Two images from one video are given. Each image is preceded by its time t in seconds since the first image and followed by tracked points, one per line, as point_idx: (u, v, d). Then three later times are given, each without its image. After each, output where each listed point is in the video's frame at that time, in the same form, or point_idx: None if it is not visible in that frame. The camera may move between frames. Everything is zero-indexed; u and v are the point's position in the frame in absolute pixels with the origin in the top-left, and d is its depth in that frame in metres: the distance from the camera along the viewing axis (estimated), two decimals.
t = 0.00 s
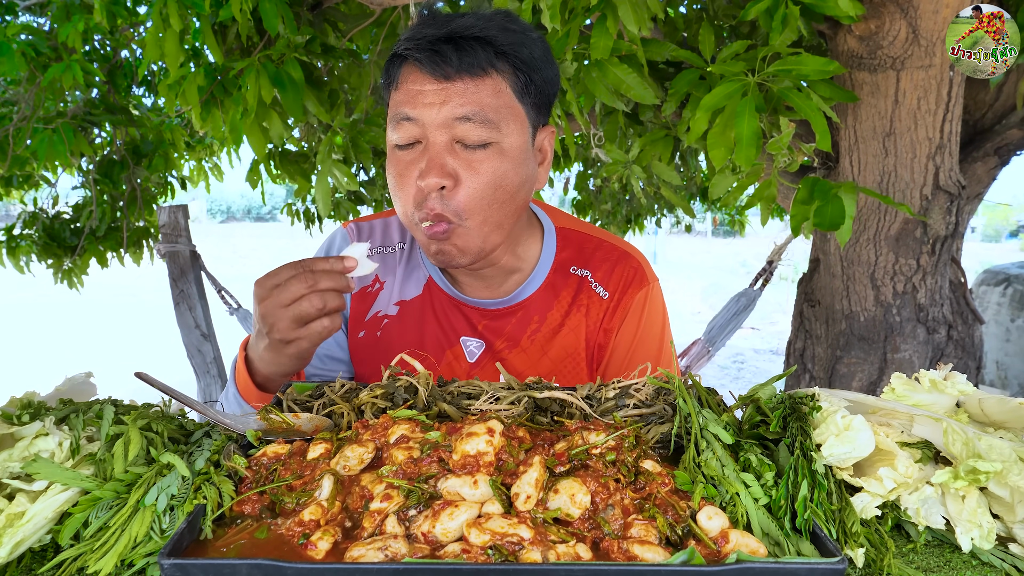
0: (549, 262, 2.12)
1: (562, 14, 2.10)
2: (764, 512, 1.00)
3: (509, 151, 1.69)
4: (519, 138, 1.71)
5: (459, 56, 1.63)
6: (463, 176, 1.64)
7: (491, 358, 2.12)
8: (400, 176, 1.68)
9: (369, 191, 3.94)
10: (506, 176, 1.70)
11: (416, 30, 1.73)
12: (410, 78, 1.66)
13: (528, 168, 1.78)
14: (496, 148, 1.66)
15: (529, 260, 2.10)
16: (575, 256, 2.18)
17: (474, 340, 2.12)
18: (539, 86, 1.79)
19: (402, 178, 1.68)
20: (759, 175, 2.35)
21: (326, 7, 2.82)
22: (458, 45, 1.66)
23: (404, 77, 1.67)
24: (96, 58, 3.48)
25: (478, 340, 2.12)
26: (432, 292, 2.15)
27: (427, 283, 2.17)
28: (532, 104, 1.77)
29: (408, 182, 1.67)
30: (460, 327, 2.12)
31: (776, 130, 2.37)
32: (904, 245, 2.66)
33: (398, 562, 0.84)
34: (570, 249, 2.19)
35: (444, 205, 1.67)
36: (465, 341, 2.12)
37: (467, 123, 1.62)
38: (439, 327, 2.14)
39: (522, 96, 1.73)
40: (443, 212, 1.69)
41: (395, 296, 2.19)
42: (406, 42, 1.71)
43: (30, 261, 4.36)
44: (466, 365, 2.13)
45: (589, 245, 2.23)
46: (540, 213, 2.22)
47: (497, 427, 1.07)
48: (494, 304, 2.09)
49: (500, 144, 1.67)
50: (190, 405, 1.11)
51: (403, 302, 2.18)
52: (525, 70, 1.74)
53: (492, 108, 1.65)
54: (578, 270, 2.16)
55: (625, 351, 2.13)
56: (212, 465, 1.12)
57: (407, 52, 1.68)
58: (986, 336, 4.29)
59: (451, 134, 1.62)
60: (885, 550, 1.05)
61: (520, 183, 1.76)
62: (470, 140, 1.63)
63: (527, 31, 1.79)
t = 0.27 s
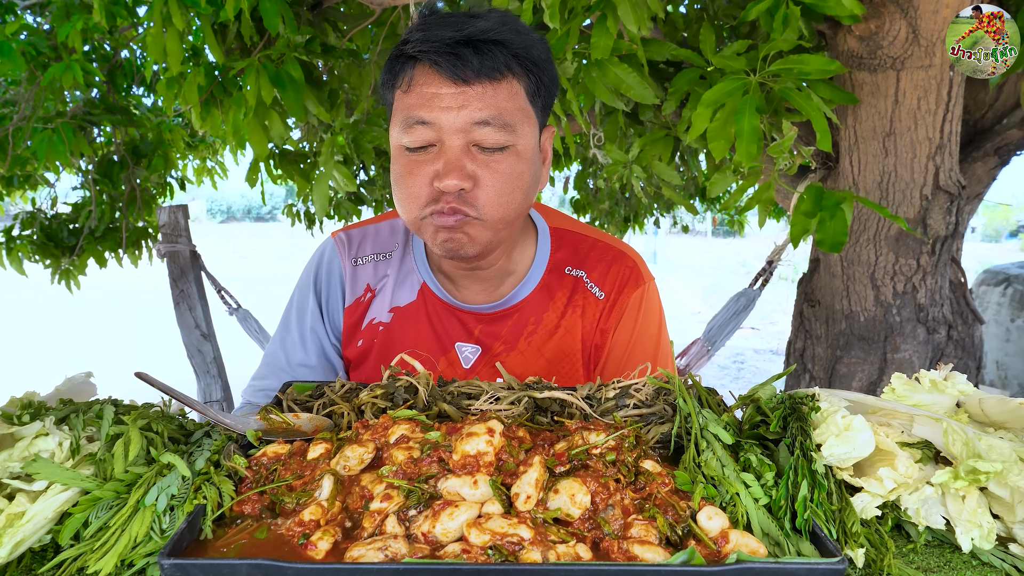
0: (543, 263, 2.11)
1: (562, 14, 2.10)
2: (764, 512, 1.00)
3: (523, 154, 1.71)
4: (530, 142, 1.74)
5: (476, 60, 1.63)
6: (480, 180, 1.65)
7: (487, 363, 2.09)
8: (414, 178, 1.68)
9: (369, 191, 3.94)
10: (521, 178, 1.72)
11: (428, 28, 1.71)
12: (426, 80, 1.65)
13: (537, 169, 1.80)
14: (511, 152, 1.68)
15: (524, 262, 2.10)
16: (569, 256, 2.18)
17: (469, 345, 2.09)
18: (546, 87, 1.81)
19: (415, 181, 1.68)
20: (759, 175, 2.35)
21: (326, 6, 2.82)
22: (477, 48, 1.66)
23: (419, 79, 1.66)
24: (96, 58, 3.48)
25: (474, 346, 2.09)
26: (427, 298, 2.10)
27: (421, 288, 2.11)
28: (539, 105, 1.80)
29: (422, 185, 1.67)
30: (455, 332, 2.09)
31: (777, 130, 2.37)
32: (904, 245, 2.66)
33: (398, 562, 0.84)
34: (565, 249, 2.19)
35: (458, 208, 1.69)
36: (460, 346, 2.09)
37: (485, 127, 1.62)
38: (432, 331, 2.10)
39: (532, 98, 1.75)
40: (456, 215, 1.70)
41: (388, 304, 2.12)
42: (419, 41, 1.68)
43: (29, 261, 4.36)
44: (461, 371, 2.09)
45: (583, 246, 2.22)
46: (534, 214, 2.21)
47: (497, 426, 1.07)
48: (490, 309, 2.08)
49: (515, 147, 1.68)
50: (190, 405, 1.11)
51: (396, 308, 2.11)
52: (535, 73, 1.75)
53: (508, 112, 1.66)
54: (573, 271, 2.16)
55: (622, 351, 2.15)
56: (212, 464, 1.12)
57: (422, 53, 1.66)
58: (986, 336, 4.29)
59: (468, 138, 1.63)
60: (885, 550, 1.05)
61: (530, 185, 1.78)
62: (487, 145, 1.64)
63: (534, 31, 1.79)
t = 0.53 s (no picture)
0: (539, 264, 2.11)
1: (562, 14, 2.10)
2: (764, 512, 1.00)
3: (523, 148, 1.71)
4: (530, 136, 1.74)
5: (478, 53, 1.63)
6: (480, 175, 1.65)
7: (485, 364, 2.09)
8: (415, 173, 1.67)
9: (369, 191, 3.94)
10: (520, 173, 1.71)
11: (427, 23, 1.71)
12: (425, 74, 1.64)
13: (536, 165, 1.80)
14: (512, 145, 1.68)
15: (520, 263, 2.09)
16: (565, 257, 2.18)
17: (467, 347, 2.09)
18: (543, 84, 1.82)
19: (416, 176, 1.67)
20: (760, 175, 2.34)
21: (326, 7, 2.81)
22: (477, 42, 1.65)
23: (418, 73, 1.65)
24: (96, 58, 3.48)
25: (471, 348, 2.09)
26: (424, 300, 2.10)
27: (419, 291, 2.10)
28: (537, 102, 1.80)
29: (423, 180, 1.66)
30: (452, 334, 2.09)
31: (777, 130, 2.37)
32: (904, 244, 2.66)
33: (398, 562, 0.84)
34: (561, 249, 2.19)
35: (460, 203, 1.68)
36: (458, 348, 2.09)
37: (485, 120, 1.61)
38: (430, 333, 2.10)
39: (531, 94, 1.76)
40: (459, 210, 1.70)
41: (388, 305, 2.11)
42: (418, 36, 1.68)
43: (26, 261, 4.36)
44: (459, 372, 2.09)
45: (579, 246, 2.22)
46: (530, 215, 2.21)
47: (497, 426, 1.07)
48: (487, 311, 2.07)
49: (515, 141, 1.68)
50: (190, 405, 1.11)
51: (395, 310, 2.11)
52: (533, 68, 1.76)
53: (508, 105, 1.66)
54: (569, 272, 2.16)
55: (620, 351, 2.16)
56: (212, 465, 1.12)
57: (422, 47, 1.65)
58: (986, 336, 4.29)
59: (468, 132, 1.62)
60: (885, 549, 1.05)
61: (530, 181, 1.78)
62: (488, 138, 1.63)
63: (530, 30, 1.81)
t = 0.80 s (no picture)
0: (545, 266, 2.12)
1: (562, 14, 2.10)
2: (764, 512, 1.00)
3: (536, 155, 1.71)
4: (543, 142, 1.74)
5: (493, 62, 1.61)
6: (496, 184, 1.65)
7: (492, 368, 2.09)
8: (429, 181, 1.67)
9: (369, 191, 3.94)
10: (534, 181, 1.72)
11: (438, 27, 1.67)
12: (439, 82, 1.62)
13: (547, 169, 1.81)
14: (526, 153, 1.68)
15: (525, 267, 2.10)
16: (571, 259, 2.18)
17: (474, 350, 2.09)
18: (553, 86, 1.82)
19: (430, 185, 1.67)
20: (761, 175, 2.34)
21: (326, 6, 2.81)
22: (492, 49, 1.64)
23: (432, 81, 1.63)
24: (95, 58, 3.48)
25: (478, 351, 2.09)
26: (433, 302, 2.09)
27: (427, 294, 2.09)
28: (547, 105, 1.80)
29: (438, 189, 1.67)
30: (460, 337, 2.09)
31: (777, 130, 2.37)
32: (904, 244, 2.66)
33: (398, 562, 0.84)
34: (567, 251, 2.19)
35: (474, 210, 1.69)
36: (465, 351, 2.08)
37: (501, 130, 1.61)
38: (436, 336, 2.09)
39: (542, 98, 1.75)
40: (473, 218, 1.71)
41: (399, 305, 2.10)
42: (431, 41, 1.65)
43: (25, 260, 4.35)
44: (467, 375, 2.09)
45: (585, 247, 2.22)
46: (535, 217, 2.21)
47: (497, 426, 1.07)
48: (494, 315, 2.07)
49: (529, 149, 1.68)
50: (190, 405, 1.11)
51: (405, 311, 2.09)
52: (545, 73, 1.75)
53: (523, 113, 1.65)
54: (576, 274, 2.16)
55: (626, 353, 2.15)
56: (212, 465, 1.12)
57: (436, 54, 1.63)
58: (986, 336, 4.29)
59: (484, 141, 1.61)
60: (885, 550, 1.05)
61: (542, 186, 1.79)
62: (503, 147, 1.63)
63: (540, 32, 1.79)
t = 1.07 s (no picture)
0: (553, 268, 2.12)
1: (563, 14, 2.09)
2: (764, 512, 1.00)
3: (550, 155, 1.71)
4: (557, 141, 1.74)
5: (512, 59, 1.61)
6: (509, 182, 1.65)
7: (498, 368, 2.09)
8: (444, 178, 1.67)
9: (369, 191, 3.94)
10: (547, 181, 1.72)
11: (457, 23, 1.67)
12: (457, 78, 1.62)
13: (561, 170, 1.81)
14: (541, 152, 1.68)
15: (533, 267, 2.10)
16: (579, 261, 2.18)
17: (480, 351, 2.08)
18: (569, 87, 1.82)
19: (445, 181, 1.67)
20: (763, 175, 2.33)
21: (326, 6, 2.81)
22: (511, 46, 1.63)
23: (449, 76, 1.63)
24: (95, 58, 3.48)
25: (484, 351, 2.08)
26: (440, 301, 2.08)
27: (435, 292, 2.09)
28: (561, 105, 1.80)
29: (452, 185, 1.66)
30: (467, 338, 2.08)
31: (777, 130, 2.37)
32: (904, 244, 2.66)
33: (398, 562, 0.84)
34: (575, 254, 2.20)
35: (489, 207, 1.69)
36: (472, 352, 2.08)
37: (518, 127, 1.60)
38: (442, 337, 2.08)
39: (558, 98, 1.76)
40: (488, 215, 1.71)
41: (406, 302, 2.10)
42: (449, 36, 1.65)
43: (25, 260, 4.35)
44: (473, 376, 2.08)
45: (593, 250, 2.23)
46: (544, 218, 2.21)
47: (498, 427, 1.07)
48: (502, 316, 2.07)
49: (544, 148, 1.68)
50: (190, 405, 1.11)
51: (412, 309, 2.09)
52: (561, 72, 1.75)
53: (540, 111, 1.65)
54: (583, 276, 2.16)
55: (632, 357, 2.16)
56: (212, 465, 1.12)
57: (454, 49, 1.63)
58: (986, 336, 4.29)
59: (500, 138, 1.61)
60: (885, 550, 1.05)
61: (555, 187, 1.79)
62: (519, 145, 1.63)
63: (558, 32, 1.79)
